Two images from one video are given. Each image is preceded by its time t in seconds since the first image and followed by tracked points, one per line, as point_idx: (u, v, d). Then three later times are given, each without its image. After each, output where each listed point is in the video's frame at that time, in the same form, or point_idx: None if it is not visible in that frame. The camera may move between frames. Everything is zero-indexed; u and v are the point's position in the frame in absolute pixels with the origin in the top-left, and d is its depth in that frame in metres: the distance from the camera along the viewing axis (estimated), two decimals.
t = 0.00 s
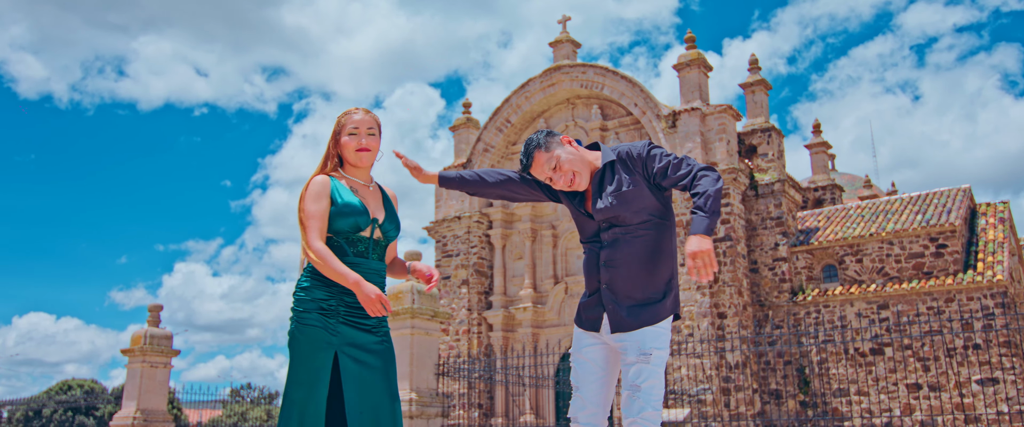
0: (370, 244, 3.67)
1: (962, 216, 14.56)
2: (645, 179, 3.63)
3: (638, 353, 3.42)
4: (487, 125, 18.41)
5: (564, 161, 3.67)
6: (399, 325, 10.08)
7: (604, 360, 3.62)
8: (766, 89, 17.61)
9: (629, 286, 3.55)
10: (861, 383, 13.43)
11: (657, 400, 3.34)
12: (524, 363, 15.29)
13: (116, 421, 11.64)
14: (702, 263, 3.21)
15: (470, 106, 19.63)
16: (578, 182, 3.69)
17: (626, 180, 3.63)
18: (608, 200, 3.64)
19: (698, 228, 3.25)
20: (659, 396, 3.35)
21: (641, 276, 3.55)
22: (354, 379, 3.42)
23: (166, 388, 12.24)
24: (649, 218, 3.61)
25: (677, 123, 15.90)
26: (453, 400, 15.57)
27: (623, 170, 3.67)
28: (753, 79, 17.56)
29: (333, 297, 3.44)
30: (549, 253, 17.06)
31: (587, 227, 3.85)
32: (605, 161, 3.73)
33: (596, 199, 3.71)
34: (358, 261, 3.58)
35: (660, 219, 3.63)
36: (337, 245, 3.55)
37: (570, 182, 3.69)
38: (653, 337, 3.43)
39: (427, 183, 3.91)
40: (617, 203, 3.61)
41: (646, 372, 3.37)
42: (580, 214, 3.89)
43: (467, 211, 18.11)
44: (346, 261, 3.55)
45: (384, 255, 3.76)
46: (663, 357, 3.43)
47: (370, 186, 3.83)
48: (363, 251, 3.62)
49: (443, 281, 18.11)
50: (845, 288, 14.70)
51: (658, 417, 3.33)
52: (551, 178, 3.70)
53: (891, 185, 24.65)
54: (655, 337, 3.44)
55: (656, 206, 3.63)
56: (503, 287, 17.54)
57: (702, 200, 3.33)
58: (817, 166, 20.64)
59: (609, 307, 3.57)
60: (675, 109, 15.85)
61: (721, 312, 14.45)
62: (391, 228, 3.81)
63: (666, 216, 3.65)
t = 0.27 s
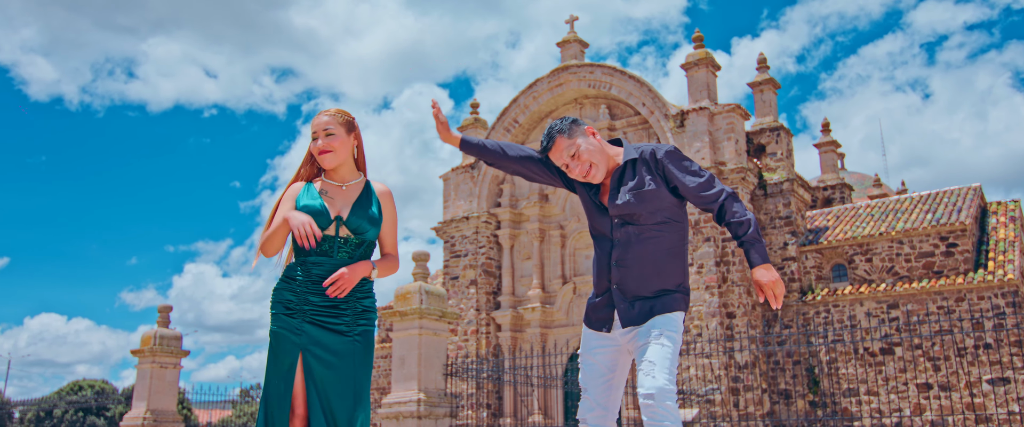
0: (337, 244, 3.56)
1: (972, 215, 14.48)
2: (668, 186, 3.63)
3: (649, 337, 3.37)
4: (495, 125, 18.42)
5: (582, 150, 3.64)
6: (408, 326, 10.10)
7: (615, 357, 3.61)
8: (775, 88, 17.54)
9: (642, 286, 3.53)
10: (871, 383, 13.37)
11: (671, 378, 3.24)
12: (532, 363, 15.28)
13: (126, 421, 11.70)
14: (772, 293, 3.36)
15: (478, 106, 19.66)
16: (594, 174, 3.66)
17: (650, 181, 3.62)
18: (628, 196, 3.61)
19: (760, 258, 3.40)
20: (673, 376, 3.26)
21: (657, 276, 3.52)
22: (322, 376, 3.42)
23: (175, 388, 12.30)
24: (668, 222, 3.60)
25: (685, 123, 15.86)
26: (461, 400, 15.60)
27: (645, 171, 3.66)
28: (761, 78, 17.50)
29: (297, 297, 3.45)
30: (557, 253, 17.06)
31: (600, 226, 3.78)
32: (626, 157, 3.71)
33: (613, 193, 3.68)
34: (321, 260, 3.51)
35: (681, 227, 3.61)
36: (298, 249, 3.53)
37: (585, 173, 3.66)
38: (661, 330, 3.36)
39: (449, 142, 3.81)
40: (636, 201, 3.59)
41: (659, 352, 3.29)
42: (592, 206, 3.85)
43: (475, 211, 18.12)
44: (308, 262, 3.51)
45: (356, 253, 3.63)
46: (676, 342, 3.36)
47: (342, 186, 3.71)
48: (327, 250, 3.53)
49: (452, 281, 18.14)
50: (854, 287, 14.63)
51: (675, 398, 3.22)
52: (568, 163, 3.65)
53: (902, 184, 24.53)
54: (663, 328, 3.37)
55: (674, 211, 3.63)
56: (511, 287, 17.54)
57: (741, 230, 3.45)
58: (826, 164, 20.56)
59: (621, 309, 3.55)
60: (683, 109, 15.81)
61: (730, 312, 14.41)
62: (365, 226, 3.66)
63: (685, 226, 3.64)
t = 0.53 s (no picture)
0: (319, 241, 3.48)
1: (981, 214, 14.40)
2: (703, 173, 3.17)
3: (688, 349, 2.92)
4: (502, 125, 18.44)
5: (620, 118, 3.25)
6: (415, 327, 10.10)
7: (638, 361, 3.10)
8: (782, 87, 17.48)
9: (654, 269, 3.09)
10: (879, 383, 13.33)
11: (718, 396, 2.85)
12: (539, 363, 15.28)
13: (135, 421, 11.75)
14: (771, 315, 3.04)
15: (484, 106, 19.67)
16: (619, 147, 3.26)
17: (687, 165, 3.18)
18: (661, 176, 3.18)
19: (772, 276, 3.00)
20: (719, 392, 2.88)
21: (672, 263, 3.08)
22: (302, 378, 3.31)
23: (184, 388, 12.36)
24: (693, 210, 3.14)
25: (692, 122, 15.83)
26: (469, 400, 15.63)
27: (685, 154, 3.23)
28: (768, 77, 17.44)
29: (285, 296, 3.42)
30: (564, 252, 17.04)
31: (619, 199, 3.34)
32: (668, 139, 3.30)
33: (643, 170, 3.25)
34: (304, 261, 3.46)
35: (705, 221, 3.15)
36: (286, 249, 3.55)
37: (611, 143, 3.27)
38: (693, 330, 2.95)
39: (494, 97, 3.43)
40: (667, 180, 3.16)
41: (701, 368, 2.88)
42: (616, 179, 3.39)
43: (482, 211, 18.12)
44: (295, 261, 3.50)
45: (340, 250, 3.47)
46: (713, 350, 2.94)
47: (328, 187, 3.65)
48: (310, 249, 3.47)
49: (459, 281, 18.15)
50: (862, 287, 14.57)
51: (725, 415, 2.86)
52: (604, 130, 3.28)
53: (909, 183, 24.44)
54: (694, 327, 2.96)
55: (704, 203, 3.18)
56: (518, 287, 17.53)
57: (762, 245, 3.04)
58: (834, 164, 20.49)
59: (628, 291, 3.13)
60: (690, 108, 15.78)
61: (738, 312, 14.38)
62: (350, 220, 3.47)
63: (710, 220, 3.18)
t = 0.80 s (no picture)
0: (316, 242, 3.47)
1: (988, 213, 14.35)
2: (729, 175, 3.15)
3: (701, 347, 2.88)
4: (506, 125, 18.45)
5: (676, 100, 3.27)
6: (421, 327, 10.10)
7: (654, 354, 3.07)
8: (787, 86, 17.43)
9: (675, 257, 3.05)
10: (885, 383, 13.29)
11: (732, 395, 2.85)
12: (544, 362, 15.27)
13: (141, 421, 11.77)
14: (764, 313, 2.87)
15: (489, 106, 19.67)
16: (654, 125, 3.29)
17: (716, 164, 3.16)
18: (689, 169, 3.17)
19: (762, 273, 2.93)
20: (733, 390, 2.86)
21: (693, 252, 3.02)
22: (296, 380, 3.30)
23: (189, 388, 12.39)
24: (715, 206, 3.11)
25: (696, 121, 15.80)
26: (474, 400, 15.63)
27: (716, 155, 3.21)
28: (774, 76, 17.40)
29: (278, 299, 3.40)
30: (569, 252, 17.03)
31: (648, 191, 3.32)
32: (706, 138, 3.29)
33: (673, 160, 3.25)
34: (300, 260, 3.44)
35: (724, 220, 3.10)
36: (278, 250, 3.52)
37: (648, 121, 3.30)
38: (709, 325, 2.89)
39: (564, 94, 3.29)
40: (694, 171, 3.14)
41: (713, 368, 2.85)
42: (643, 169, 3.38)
43: (487, 211, 18.13)
44: (290, 261, 3.47)
45: (337, 251, 3.47)
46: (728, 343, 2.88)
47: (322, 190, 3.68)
48: (307, 249, 3.45)
49: (464, 281, 18.15)
50: (868, 286, 14.53)
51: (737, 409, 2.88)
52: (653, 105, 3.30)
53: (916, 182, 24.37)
54: (710, 321, 2.89)
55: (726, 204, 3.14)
56: (523, 286, 17.53)
57: (762, 248, 2.99)
58: (840, 163, 20.43)
59: (649, 280, 3.10)
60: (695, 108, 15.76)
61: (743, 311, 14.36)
62: (346, 222, 3.50)
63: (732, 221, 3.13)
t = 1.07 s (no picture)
0: (335, 242, 3.45)
1: (992, 212, 14.31)
2: (727, 159, 3.14)
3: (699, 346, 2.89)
4: (510, 125, 18.46)
5: (688, 88, 3.29)
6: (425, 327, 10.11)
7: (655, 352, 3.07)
8: (790, 85, 17.41)
9: (675, 254, 3.05)
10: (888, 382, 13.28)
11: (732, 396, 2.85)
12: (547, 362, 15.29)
13: (144, 421, 11.80)
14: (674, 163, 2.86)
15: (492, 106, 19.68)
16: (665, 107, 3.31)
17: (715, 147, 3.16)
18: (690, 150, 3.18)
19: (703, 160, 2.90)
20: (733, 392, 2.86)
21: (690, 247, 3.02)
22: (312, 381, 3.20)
23: (193, 388, 12.43)
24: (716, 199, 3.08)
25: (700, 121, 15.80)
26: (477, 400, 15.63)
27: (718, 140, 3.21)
28: (777, 76, 17.38)
29: (297, 294, 3.26)
30: (572, 252, 17.03)
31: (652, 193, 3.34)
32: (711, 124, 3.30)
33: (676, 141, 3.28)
34: (321, 258, 3.38)
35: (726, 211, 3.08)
36: (295, 248, 3.37)
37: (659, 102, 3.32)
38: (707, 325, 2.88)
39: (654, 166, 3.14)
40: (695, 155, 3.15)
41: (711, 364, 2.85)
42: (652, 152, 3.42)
43: (490, 211, 18.13)
44: (308, 258, 3.35)
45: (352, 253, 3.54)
46: (729, 344, 2.87)
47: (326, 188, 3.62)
48: (327, 248, 3.41)
49: (467, 281, 18.15)
50: (872, 285, 14.52)
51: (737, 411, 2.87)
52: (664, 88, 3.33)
53: (920, 181, 24.33)
54: (708, 321, 2.88)
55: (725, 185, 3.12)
56: (527, 286, 17.54)
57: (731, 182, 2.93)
58: (843, 162, 20.41)
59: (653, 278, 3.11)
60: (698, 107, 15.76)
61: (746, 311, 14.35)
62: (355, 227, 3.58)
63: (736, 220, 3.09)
